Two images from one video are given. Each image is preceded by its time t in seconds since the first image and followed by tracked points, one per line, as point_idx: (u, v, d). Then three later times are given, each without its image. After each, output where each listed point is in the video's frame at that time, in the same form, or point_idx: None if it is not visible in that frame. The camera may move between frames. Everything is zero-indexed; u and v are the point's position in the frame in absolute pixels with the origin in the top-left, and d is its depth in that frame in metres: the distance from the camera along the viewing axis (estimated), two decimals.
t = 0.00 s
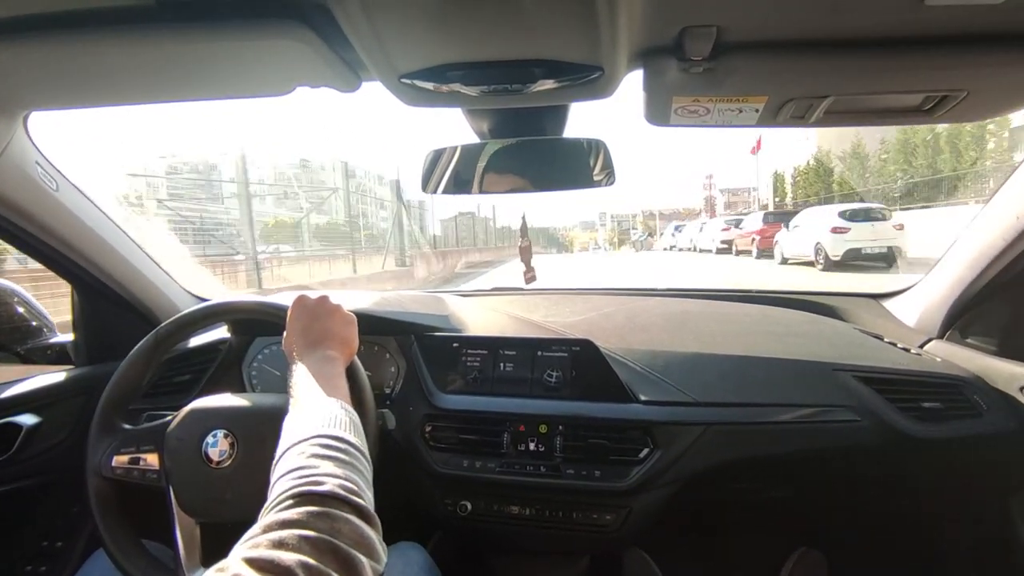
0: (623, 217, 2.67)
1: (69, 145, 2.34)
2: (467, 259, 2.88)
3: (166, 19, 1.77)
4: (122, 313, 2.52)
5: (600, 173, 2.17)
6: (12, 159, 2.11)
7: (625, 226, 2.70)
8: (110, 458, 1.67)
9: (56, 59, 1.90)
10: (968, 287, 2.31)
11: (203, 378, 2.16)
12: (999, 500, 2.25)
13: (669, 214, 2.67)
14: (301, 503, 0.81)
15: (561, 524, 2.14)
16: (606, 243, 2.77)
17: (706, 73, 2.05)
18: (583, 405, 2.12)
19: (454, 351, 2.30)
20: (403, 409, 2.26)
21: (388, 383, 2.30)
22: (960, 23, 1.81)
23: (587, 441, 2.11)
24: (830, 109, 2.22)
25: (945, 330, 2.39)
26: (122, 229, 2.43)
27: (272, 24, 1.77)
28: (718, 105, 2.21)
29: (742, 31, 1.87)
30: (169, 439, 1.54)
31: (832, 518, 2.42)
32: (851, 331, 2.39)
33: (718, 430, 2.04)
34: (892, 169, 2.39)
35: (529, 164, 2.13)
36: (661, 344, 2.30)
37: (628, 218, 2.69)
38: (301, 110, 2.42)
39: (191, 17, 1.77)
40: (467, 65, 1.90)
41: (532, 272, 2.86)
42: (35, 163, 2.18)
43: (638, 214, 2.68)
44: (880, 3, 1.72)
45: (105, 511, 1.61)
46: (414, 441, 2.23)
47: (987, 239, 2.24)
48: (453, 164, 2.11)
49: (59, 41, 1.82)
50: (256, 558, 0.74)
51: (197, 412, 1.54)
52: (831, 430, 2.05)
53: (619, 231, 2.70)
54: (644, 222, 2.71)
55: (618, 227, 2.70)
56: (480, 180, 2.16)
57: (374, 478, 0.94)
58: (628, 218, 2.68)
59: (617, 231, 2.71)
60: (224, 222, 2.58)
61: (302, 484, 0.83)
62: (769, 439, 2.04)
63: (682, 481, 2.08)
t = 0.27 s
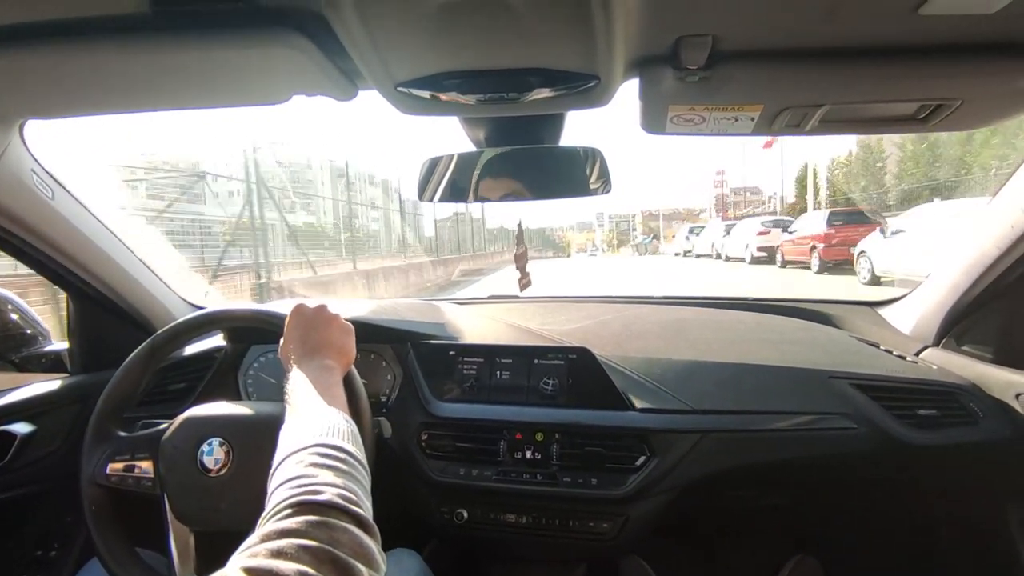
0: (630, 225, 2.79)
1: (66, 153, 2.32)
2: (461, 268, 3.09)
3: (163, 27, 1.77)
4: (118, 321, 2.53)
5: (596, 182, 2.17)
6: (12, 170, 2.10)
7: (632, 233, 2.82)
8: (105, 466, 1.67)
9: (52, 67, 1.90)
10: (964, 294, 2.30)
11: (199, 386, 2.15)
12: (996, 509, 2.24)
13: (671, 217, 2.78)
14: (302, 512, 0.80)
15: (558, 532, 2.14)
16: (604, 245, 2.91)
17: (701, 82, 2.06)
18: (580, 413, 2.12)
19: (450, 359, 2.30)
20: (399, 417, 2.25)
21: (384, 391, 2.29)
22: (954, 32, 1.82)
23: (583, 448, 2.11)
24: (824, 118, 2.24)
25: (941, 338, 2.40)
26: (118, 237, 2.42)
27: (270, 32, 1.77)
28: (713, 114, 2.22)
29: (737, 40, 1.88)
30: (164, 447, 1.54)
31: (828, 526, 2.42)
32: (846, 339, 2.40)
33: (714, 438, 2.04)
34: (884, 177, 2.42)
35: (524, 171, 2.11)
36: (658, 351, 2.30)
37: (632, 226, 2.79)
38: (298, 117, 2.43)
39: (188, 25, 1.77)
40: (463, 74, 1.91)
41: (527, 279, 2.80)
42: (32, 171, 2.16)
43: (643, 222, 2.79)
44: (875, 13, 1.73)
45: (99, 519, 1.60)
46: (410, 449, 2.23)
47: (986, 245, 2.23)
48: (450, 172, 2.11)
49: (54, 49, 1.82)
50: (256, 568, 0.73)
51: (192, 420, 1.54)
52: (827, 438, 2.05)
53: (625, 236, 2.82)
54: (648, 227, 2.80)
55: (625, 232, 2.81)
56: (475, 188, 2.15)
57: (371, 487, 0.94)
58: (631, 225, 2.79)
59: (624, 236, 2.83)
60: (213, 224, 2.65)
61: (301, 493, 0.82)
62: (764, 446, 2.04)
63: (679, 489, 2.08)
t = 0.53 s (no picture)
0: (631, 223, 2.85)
1: (60, 156, 2.30)
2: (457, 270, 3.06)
3: (158, 30, 1.76)
4: (113, 323, 2.50)
5: (592, 182, 2.17)
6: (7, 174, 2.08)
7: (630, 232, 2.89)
8: (101, 468, 1.66)
9: (46, 70, 1.89)
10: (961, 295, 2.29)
11: (195, 390, 2.15)
12: (991, 509, 2.25)
13: (671, 216, 2.88)
14: (302, 527, 0.80)
15: (556, 535, 2.13)
16: (602, 245, 2.95)
17: (697, 83, 2.06)
18: (577, 415, 2.12)
19: (447, 361, 2.30)
20: (396, 419, 2.25)
21: (382, 394, 2.29)
22: (949, 33, 1.82)
23: (581, 450, 2.11)
24: (820, 118, 2.24)
25: (937, 338, 2.40)
26: (114, 240, 2.41)
27: (265, 34, 1.76)
28: (709, 115, 2.22)
29: (733, 41, 1.88)
30: (161, 451, 1.53)
31: (825, 526, 2.43)
32: (843, 339, 2.40)
33: (712, 439, 2.04)
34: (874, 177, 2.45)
35: (521, 173, 2.11)
36: (654, 352, 2.30)
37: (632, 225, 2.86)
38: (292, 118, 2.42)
39: (183, 27, 1.76)
40: (459, 76, 1.90)
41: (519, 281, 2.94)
42: (27, 175, 2.14)
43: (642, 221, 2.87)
44: (871, 13, 1.73)
45: (95, 522, 1.60)
46: (408, 451, 2.23)
47: (984, 244, 2.20)
48: (446, 173, 2.11)
49: (48, 52, 1.81)
50: None
51: (189, 424, 1.53)
52: (825, 438, 2.05)
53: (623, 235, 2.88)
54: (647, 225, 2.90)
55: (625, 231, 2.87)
56: (472, 190, 2.15)
57: (369, 503, 0.94)
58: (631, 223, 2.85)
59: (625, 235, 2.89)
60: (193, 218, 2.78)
61: (302, 509, 0.83)
62: (762, 447, 2.04)
63: (677, 491, 2.07)
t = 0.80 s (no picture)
0: (629, 221, 2.96)
1: (57, 157, 2.28)
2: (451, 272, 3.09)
3: (156, 31, 1.76)
4: (111, 324, 2.50)
5: (590, 183, 2.18)
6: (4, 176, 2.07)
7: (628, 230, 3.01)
8: (99, 467, 1.66)
9: (43, 70, 1.88)
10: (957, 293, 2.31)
11: (193, 391, 2.15)
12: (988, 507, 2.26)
13: (672, 213, 2.97)
14: (303, 523, 0.80)
15: (553, 534, 2.14)
16: (601, 242, 3.07)
17: (694, 83, 2.06)
18: (576, 414, 2.12)
19: (445, 361, 2.30)
20: (394, 419, 2.25)
21: (380, 394, 2.28)
22: (946, 33, 1.82)
23: (579, 450, 2.11)
24: (817, 118, 2.24)
25: (934, 337, 2.41)
26: (112, 241, 2.40)
27: (262, 35, 1.76)
28: (707, 116, 2.23)
29: (731, 41, 1.88)
30: (159, 451, 1.53)
31: (821, 524, 2.44)
32: (840, 339, 2.40)
33: (709, 438, 2.05)
34: (868, 175, 2.45)
35: (519, 174, 2.11)
36: (652, 352, 2.31)
37: (629, 224, 2.97)
38: (291, 119, 2.42)
39: (180, 28, 1.75)
40: (457, 76, 1.90)
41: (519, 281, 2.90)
42: (24, 176, 2.13)
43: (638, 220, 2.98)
44: (868, 13, 1.73)
45: (93, 522, 1.59)
46: (406, 451, 2.23)
47: (980, 243, 2.21)
48: (443, 174, 2.11)
49: (44, 52, 1.80)
50: None
51: (188, 424, 1.53)
52: (822, 438, 2.06)
53: (622, 232, 2.99)
54: (649, 221, 3.00)
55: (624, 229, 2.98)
56: (471, 190, 2.15)
57: (369, 500, 0.94)
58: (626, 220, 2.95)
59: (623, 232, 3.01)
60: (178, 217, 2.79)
61: (303, 505, 0.83)
62: (759, 446, 2.04)
63: (674, 489, 2.08)
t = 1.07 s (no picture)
0: (630, 220, 2.83)
1: (54, 158, 2.29)
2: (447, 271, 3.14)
3: (153, 30, 1.76)
4: (111, 325, 2.51)
5: (588, 182, 2.17)
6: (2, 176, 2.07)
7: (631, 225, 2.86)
8: (97, 468, 1.66)
9: (40, 70, 1.88)
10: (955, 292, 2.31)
11: (191, 391, 2.15)
12: (987, 505, 2.25)
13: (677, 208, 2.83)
14: (301, 527, 0.80)
15: (552, 534, 2.14)
16: (601, 239, 2.92)
17: (692, 82, 2.06)
18: (575, 414, 2.12)
19: (443, 360, 2.30)
20: (393, 419, 2.25)
21: (378, 394, 2.28)
22: (944, 32, 1.82)
23: (577, 449, 2.11)
24: (815, 117, 2.24)
25: (932, 336, 2.42)
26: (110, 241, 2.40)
27: (259, 34, 1.75)
28: (705, 114, 2.23)
29: (728, 40, 1.88)
30: (156, 451, 1.53)
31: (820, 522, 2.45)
32: (838, 338, 2.40)
33: (708, 437, 2.05)
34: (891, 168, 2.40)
35: (517, 174, 2.11)
36: (651, 351, 2.31)
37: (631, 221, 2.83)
38: (289, 118, 2.42)
39: (176, 28, 1.75)
40: (455, 75, 1.90)
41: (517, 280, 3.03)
42: (21, 175, 2.12)
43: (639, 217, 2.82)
44: (866, 12, 1.73)
45: (90, 523, 1.60)
46: (405, 451, 2.23)
47: (979, 242, 2.22)
48: (441, 173, 2.10)
49: (42, 52, 1.80)
50: None
51: (186, 424, 1.53)
52: (821, 437, 2.06)
53: (624, 229, 2.89)
54: (651, 216, 2.84)
55: (625, 226, 2.86)
56: (468, 189, 2.15)
57: (367, 502, 0.94)
58: (625, 216, 2.78)
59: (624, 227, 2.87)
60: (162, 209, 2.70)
61: (300, 509, 0.82)
62: (757, 446, 2.05)
63: (672, 489, 2.08)
